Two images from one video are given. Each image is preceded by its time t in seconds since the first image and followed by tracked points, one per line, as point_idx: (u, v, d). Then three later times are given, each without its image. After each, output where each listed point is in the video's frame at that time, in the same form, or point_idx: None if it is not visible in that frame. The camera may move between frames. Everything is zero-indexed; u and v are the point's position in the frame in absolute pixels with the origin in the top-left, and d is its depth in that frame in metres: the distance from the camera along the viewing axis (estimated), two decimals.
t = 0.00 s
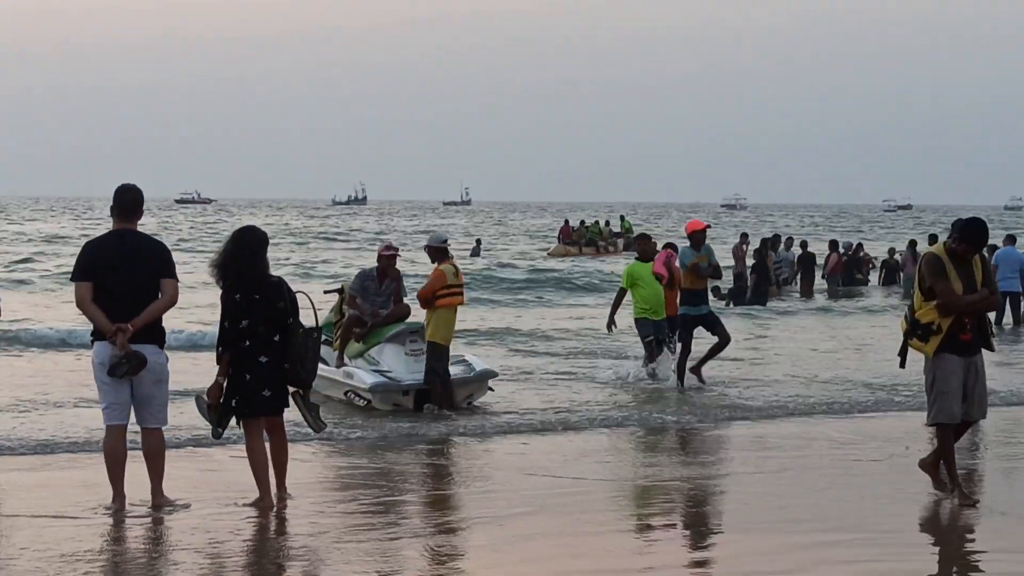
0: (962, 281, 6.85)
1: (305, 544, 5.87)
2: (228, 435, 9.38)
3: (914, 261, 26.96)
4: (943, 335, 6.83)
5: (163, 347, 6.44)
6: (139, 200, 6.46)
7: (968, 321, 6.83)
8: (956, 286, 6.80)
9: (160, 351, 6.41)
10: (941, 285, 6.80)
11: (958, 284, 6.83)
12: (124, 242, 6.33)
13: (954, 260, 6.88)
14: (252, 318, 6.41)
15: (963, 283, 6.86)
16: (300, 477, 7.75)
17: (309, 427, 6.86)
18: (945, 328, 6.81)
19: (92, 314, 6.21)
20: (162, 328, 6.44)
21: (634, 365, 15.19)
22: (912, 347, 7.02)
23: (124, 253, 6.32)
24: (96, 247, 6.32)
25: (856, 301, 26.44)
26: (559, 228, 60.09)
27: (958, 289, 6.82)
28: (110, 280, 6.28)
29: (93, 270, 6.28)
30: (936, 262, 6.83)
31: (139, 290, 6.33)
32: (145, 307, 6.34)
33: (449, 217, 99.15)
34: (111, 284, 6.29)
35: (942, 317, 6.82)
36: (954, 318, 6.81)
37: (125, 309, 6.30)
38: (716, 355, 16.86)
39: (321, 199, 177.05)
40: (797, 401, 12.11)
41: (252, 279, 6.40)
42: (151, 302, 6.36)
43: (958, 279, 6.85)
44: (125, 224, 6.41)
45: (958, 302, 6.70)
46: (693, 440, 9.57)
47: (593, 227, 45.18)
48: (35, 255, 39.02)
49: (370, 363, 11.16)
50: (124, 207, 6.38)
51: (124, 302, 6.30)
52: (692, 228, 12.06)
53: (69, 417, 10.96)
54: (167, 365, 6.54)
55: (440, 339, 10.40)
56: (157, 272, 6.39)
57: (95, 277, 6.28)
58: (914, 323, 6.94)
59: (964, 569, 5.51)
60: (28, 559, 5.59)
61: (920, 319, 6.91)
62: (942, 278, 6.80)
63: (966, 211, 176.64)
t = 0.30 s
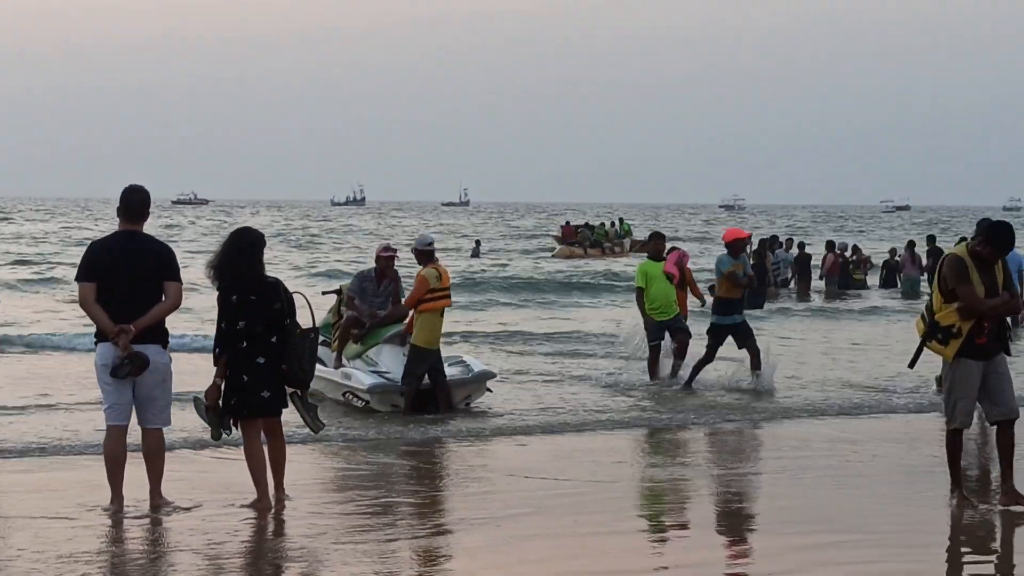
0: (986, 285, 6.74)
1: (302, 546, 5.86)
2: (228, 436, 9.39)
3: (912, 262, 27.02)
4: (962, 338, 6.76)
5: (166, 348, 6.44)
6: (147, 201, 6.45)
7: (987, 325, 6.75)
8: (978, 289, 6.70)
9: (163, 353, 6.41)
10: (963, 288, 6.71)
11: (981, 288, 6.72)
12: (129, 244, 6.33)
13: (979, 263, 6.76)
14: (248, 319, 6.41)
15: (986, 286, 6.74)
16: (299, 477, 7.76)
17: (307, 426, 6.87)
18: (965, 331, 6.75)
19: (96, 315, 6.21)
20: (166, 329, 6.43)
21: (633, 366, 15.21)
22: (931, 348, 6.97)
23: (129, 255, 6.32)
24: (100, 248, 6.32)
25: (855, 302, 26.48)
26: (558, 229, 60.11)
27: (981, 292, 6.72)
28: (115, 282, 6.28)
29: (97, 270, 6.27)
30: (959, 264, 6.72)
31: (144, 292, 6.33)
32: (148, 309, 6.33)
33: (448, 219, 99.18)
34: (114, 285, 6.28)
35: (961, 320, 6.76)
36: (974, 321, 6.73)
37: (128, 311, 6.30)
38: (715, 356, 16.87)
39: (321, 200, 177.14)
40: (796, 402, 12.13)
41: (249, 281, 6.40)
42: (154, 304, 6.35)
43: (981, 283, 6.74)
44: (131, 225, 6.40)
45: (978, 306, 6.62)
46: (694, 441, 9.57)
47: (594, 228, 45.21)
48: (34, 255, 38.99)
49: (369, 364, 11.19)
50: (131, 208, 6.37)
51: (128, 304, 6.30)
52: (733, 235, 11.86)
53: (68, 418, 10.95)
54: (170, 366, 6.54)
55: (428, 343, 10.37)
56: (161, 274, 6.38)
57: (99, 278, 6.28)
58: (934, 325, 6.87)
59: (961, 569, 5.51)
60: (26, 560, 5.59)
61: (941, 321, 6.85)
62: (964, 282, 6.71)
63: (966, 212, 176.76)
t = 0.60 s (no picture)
0: (1022, 286, 6.63)
1: (301, 547, 5.88)
2: (228, 438, 9.40)
3: (911, 262, 27.10)
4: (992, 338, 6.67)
5: (168, 349, 6.45)
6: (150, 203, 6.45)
7: (1021, 327, 6.64)
8: (1012, 289, 6.60)
9: (165, 353, 6.42)
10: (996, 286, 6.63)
11: (1015, 288, 6.62)
12: (132, 245, 6.34)
13: (1015, 263, 6.66)
14: (245, 322, 6.42)
15: (1021, 288, 6.64)
16: (299, 478, 7.78)
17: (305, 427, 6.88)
18: (995, 331, 6.66)
19: (97, 316, 6.21)
20: (168, 329, 6.45)
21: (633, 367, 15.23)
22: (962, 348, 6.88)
23: (131, 256, 6.32)
24: (103, 249, 6.32)
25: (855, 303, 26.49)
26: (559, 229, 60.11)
27: (1015, 293, 6.61)
28: (117, 283, 6.29)
29: (100, 271, 6.28)
30: (994, 262, 6.63)
31: (146, 293, 6.34)
32: (150, 310, 6.34)
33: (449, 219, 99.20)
34: (117, 286, 6.29)
35: (993, 320, 6.66)
36: (1006, 322, 6.64)
37: (130, 312, 6.31)
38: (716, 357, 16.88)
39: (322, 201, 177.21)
40: (795, 403, 12.15)
41: (246, 283, 6.41)
42: (156, 305, 6.36)
43: (1016, 283, 6.64)
44: (134, 226, 6.40)
45: (1010, 305, 6.52)
46: (692, 442, 9.58)
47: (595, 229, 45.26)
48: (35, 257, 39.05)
49: (368, 366, 11.22)
50: (135, 209, 6.38)
51: (130, 305, 6.31)
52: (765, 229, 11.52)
53: (68, 421, 10.97)
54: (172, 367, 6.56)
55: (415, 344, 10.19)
56: (163, 276, 6.39)
57: (101, 279, 6.28)
58: (965, 323, 6.79)
59: (960, 570, 5.53)
60: (27, 562, 5.60)
61: (972, 320, 6.76)
62: (998, 280, 6.62)
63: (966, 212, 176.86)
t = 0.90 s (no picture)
0: None
1: (301, 548, 5.88)
2: (228, 439, 9.38)
3: (910, 262, 27.10)
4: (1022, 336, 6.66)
5: (171, 350, 6.45)
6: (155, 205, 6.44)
7: None
8: None
9: (168, 354, 6.42)
10: None
11: None
12: (135, 246, 6.33)
13: None
14: (243, 324, 6.42)
15: None
16: (299, 480, 7.78)
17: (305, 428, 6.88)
18: None
19: (100, 317, 6.21)
20: (171, 330, 6.44)
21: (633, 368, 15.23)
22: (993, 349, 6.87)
23: (134, 257, 6.32)
24: (107, 249, 6.32)
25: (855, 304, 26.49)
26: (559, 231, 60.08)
27: None
28: (120, 284, 6.28)
29: (103, 272, 6.28)
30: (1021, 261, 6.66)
31: (149, 294, 6.33)
32: (154, 311, 6.34)
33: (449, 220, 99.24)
34: (121, 287, 6.28)
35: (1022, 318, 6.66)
36: None
37: (132, 313, 6.31)
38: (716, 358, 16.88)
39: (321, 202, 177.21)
40: (795, 404, 12.16)
41: (243, 285, 6.40)
42: (159, 306, 6.35)
43: None
44: (138, 227, 6.40)
45: None
46: (694, 442, 9.59)
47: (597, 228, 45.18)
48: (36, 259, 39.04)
49: (368, 367, 11.19)
50: (138, 211, 6.37)
51: (133, 306, 6.31)
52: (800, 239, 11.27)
53: (69, 422, 10.98)
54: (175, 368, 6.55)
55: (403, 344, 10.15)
56: (166, 277, 6.38)
57: (105, 279, 6.28)
58: (995, 323, 6.79)
59: (963, 570, 5.53)
60: (27, 564, 5.60)
61: (1001, 320, 6.76)
62: None
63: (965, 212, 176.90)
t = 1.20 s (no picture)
0: None
1: (302, 549, 5.88)
2: (228, 441, 9.38)
3: (910, 262, 27.05)
4: None
5: (176, 351, 6.46)
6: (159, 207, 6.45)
7: None
8: None
9: (172, 356, 6.42)
10: None
11: None
12: (141, 248, 6.34)
13: None
14: (241, 324, 6.41)
15: None
16: (300, 481, 7.78)
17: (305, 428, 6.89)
18: None
19: (105, 318, 6.22)
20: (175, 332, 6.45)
21: (634, 369, 15.23)
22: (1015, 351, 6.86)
23: (139, 259, 6.32)
24: (113, 251, 6.32)
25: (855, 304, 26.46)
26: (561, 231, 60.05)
27: None
28: (125, 285, 6.29)
29: (108, 273, 6.28)
30: None
31: (154, 296, 6.34)
32: (159, 313, 6.35)
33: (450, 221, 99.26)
34: (126, 288, 6.29)
35: None
36: None
37: (137, 314, 6.31)
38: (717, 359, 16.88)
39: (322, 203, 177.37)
40: (795, 404, 12.15)
41: (242, 285, 6.40)
42: (164, 308, 6.37)
43: None
44: (143, 228, 6.41)
45: None
46: (694, 443, 9.58)
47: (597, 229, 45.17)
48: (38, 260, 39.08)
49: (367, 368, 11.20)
50: (143, 212, 6.38)
51: (138, 307, 6.31)
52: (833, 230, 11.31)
53: (70, 424, 10.98)
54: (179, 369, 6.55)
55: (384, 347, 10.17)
56: (171, 279, 6.39)
57: (110, 280, 6.28)
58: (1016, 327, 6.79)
59: (964, 570, 5.53)
60: (27, 566, 5.61)
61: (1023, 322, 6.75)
62: None
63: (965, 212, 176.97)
